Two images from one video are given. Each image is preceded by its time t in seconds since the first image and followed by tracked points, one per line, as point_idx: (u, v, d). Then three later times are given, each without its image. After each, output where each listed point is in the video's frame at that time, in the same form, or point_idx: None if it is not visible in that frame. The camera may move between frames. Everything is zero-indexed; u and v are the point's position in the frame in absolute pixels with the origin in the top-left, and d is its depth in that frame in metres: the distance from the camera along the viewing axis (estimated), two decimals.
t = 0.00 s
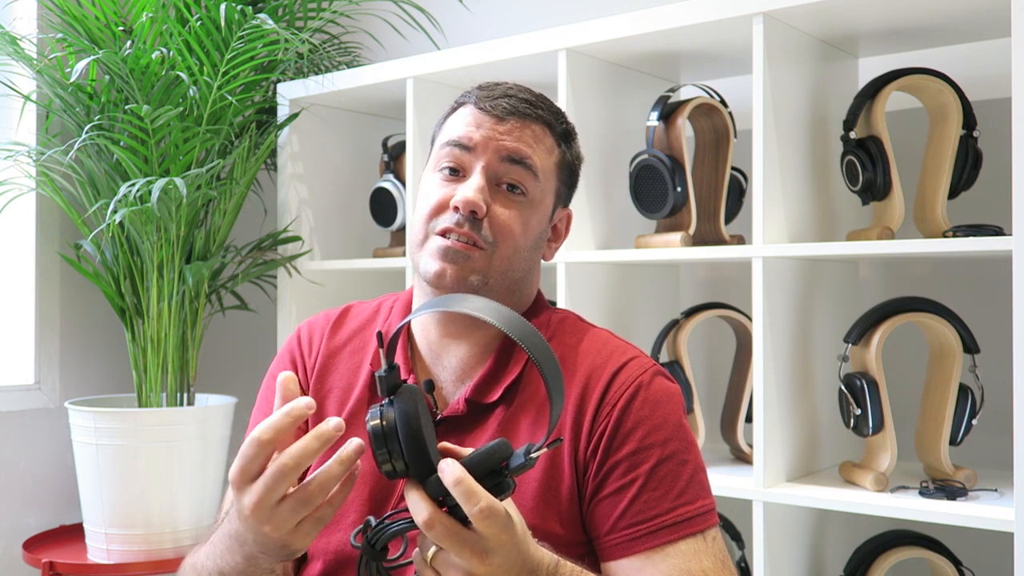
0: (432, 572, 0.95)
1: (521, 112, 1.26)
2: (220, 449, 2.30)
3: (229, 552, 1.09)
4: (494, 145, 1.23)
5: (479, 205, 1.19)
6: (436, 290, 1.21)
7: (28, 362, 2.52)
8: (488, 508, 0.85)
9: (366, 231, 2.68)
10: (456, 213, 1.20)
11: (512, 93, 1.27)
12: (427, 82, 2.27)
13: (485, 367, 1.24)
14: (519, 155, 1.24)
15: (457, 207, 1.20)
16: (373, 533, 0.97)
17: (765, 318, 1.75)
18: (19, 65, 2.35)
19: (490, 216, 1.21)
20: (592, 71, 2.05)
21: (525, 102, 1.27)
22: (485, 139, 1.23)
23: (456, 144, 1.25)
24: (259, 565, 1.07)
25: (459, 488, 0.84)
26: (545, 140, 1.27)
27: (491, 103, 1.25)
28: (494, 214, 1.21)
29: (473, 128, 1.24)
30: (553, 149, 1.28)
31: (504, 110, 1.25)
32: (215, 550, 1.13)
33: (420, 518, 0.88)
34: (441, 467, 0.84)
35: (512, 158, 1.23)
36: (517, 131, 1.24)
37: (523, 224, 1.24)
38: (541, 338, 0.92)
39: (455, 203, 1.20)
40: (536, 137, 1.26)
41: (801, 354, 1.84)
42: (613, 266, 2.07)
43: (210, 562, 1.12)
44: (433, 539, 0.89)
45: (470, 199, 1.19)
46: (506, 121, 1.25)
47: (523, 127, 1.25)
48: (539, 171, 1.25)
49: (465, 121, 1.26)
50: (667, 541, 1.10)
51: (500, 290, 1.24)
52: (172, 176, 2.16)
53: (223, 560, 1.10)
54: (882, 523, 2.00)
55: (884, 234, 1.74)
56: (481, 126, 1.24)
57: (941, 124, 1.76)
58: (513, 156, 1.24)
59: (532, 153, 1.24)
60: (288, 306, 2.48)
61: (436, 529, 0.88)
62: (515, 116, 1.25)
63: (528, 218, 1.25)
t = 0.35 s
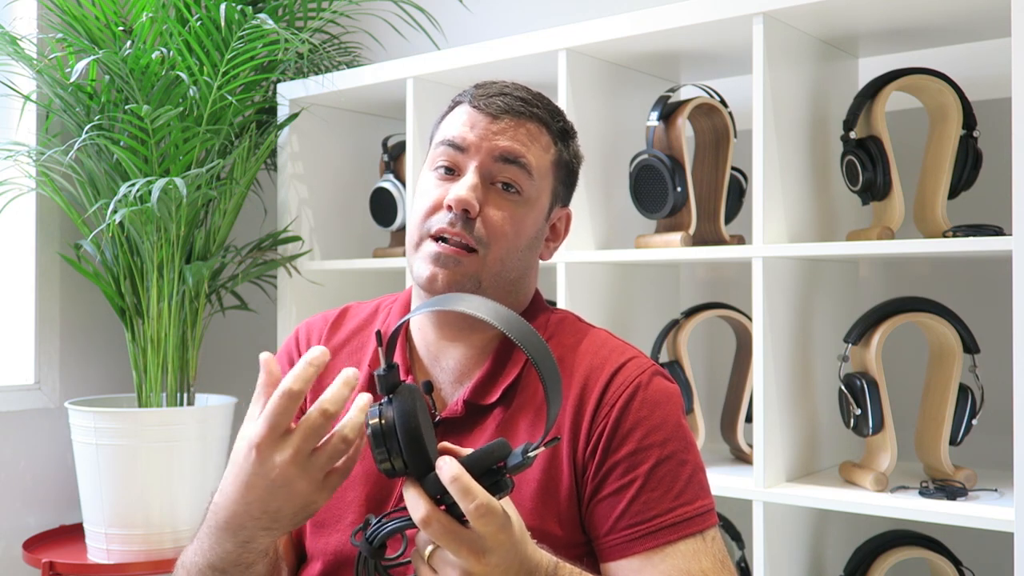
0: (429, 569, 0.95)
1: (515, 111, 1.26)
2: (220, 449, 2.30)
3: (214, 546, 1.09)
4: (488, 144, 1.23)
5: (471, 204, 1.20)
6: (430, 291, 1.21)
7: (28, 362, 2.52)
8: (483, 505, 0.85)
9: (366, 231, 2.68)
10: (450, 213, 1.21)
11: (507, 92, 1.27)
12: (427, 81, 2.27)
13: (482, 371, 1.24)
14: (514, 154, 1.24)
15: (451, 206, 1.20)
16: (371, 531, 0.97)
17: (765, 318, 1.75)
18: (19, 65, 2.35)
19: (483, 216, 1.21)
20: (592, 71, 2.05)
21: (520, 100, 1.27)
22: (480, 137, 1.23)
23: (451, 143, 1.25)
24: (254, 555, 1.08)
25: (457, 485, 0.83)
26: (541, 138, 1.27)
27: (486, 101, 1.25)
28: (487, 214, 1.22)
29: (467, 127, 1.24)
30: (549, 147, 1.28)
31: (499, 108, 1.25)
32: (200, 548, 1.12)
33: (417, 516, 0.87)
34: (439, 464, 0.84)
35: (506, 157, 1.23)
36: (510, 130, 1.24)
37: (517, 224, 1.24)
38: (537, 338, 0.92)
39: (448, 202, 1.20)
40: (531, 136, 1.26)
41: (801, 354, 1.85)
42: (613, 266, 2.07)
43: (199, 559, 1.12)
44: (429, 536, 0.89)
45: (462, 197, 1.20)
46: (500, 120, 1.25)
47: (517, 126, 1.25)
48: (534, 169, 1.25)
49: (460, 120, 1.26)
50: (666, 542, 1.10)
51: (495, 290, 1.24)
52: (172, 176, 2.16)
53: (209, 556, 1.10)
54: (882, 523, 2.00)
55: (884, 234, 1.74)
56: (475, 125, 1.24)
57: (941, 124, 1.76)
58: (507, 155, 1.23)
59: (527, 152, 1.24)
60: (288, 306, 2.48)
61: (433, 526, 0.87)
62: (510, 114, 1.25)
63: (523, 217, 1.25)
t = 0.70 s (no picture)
0: (425, 567, 0.94)
1: (517, 110, 1.26)
2: (220, 449, 2.29)
3: (232, 548, 1.08)
4: (490, 143, 1.23)
5: (474, 202, 1.20)
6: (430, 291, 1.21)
7: (28, 362, 2.52)
8: (475, 498, 0.86)
9: (366, 231, 2.67)
10: (452, 212, 1.20)
11: (508, 91, 1.27)
12: (427, 81, 2.27)
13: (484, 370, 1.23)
14: (515, 153, 1.24)
15: (453, 205, 1.20)
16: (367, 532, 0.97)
17: (765, 318, 1.75)
18: (19, 65, 2.35)
19: (485, 215, 1.21)
20: (592, 71, 2.05)
21: (521, 99, 1.27)
22: (481, 136, 1.23)
23: (452, 142, 1.25)
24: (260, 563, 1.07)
25: (449, 478, 0.84)
26: (542, 137, 1.27)
27: (488, 100, 1.26)
28: (489, 212, 1.22)
29: (469, 126, 1.24)
30: (550, 146, 1.28)
31: (500, 107, 1.25)
32: (219, 546, 1.12)
33: (410, 512, 0.88)
34: (430, 459, 0.85)
35: (508, 156, 1.23)
36: (512, 128, 1.24)
37: (519, 223, 1.24)
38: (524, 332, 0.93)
39: (451, 201, 1.20)
40: (532, 135, 1.26)
41: (801, 354, 1.84)
42: (613, 266, 2.07)
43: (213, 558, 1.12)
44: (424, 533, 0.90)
45: (465, 196, 1.19)
46: (501, 118, 1.25)
47: (518, 124, 1.25)
48: (535, 169, 1.25)
49: (461, 120, 1.26)
50: (666, 542, 1.10)
51: (495, 289, 1.24)
52: (172, 176, 2.16)
53: (226, 556, 1.09)
54: (882, 523, 2.00)
55: (884, 234, 1.74)
56: (477, 124, 1.24)
57: (941, 124, 1.76)
58: (509, 154, 1.24)
59: (528, 151, 1.25)
60: (288, 306, 2.48)
61: (427, 521, 0.88)
62: (511, 113, 1.25)
63: (525, 216, 1.25)
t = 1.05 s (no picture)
0: None
1: (520, 111, 1.26)
2: (220, 449, 2.29)
3: (246, 549, 1.08)
4: (494, 144, 1.23)
5: (478, 204, 1.20)
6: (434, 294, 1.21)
7: (28, 362, 2.52)
8: (471, 507, 0.86)
9: (366, 232, 2.67)
10: (456, 213, 1.20)
11: (512, 91, 1.27)
12: (427, 81, 2.27)
13: (485, 368, 1.23)
14: (519, 154, 1.24)
15: (457, 206, 1.20)
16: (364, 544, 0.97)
17: (765, 318, 1.75)
18: (19, 65, 2.35)
19: (489, 216, 1.21)
20: (592, 71, 2.05)
21: (524, 100, 1.27)
22: (485, 137, 1.23)
23: (456, 142, 1.25)
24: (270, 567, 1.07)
25: (443, 490, 0.85)
26: (545, 138, 1.27)
27: (491, 101, 1.25)
28: (493, 214, 1.21)
29: (472, 127, 1.24)
30: (553, 147, 1.28)
31: (504, 108, 1.25)
32: (231, 546, 1.12)
33: (406, 525, 0.88)
34: (422, 472, 0.85)
35: (512, 157, 1.23)
36: (516, 129, 1.24)
37: (522, 224, 1.24)
38: (517, 338, 0.92)
39: (455, 203, 1.20)
40: (535, 136, 1.26)
41: (801, 354, 1.85)
42: (613, 266, 2.07)
43: (225, 558, 1.12)
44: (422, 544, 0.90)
45: (469, 198, 1.19)
46: (505, 119, 1.25)
47: (522, 125, 1.25)
48: (539, 170, 1.25)
49: (465, 120, 1.26)
50: (666, 542, 1.10)
51: (498, 291, 1.24)
52: (172, 176, 2.16)
53: (238, 557, 1.09)
54: (882, 523, 2.00)
55: (884, 234, 1.74)
56: (481, 125, 1.24)
57: (941, 124, 1.76)
58: (513, 155, 1.23)
59: (532, 152, 1.25)
60: (288, 306, 2.48)
61: (423, 532, 0.88)
62: (515, 114, 1.25)
63: (528, 218, 1.25)
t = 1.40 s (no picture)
0: None
1: (522, 111, 1.26)
2: (220, 449, 2.29)
3: (243, 549, 1.08)
4: (495, 144, 1.23)
5: (479, 204, 1.19)
6: (435, 290, 1.21)
7: (28, 362, 2.52)
8: (459, 525, 0.85)
9: (366, 231, 2.67)
10: (457, 213, 1.20)
11: (513, 92, 1.27)
12: (427, 82, 2.27)
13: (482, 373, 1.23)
14: (521, 155, 1.24)
15: (458, 206, 1.20)
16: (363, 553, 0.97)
17: (765, 318, 1.75)
18: (19, 65, 2.35)
19: (490, 216, 1.21)
20: (592, 71, 2.05)
21: (526, 101, 1.27)
22: (487, 137, 1.23)
23: (457, 142, 1.25)
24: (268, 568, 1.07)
25: (430, 509, 0.85)
26: (547, 139, 1.27)
27: (493, 101, 1.26)
28: (494, 214, 1.21)
29: (474, 127, 1.24)
30: (554, 148, 1.29)
31: (506, 109, 1.25)
32: (230, 547, 1.11)
33: (397, 537, 0.88)
34: (411, 489, 0.86)
35: (514, 158, 1.24)
36: (518, 130, 1.24)
37: (522, 225, 1.24)
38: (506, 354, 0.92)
39: (456, 202, 1.20)
40: (537, 136, 1.26)
41: (801, 354, 1.85)
42: (613, 266, 2.08)
43: (224, 558, 1.12)
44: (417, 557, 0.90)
45: (470, 197, 1.19)
46: (507, 120, 1.25)
47: (524, 126, 1.25)
48: (540, 170, 1.25)
49: (466, 120, 1.26)
50: (666, 542, 1.10)
51: (498, 290, 1.24)
52: (172, 176, 2.16)
53: (237, 558, 1.09)
54: (882, 523, 2.00)
55: (884, 234, 1.74)
56: (482, 125, 1.24)
57: (941, 124, 1.76)
58: (514, 155, 1.24)
59: (533, 153, 1.25)
60: (288, 306, 2.48)
61: (415, 546, 0.88)
62: (516, 115, 1.25)
63: (528, 218, 1.25)
